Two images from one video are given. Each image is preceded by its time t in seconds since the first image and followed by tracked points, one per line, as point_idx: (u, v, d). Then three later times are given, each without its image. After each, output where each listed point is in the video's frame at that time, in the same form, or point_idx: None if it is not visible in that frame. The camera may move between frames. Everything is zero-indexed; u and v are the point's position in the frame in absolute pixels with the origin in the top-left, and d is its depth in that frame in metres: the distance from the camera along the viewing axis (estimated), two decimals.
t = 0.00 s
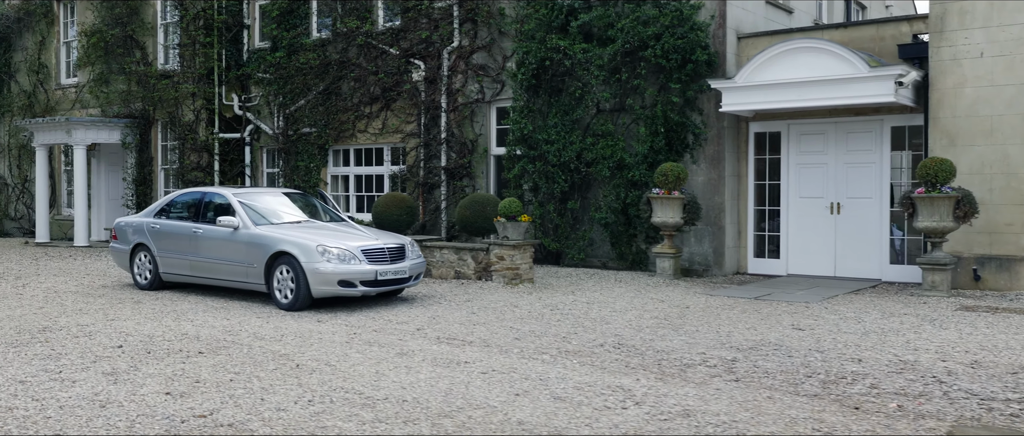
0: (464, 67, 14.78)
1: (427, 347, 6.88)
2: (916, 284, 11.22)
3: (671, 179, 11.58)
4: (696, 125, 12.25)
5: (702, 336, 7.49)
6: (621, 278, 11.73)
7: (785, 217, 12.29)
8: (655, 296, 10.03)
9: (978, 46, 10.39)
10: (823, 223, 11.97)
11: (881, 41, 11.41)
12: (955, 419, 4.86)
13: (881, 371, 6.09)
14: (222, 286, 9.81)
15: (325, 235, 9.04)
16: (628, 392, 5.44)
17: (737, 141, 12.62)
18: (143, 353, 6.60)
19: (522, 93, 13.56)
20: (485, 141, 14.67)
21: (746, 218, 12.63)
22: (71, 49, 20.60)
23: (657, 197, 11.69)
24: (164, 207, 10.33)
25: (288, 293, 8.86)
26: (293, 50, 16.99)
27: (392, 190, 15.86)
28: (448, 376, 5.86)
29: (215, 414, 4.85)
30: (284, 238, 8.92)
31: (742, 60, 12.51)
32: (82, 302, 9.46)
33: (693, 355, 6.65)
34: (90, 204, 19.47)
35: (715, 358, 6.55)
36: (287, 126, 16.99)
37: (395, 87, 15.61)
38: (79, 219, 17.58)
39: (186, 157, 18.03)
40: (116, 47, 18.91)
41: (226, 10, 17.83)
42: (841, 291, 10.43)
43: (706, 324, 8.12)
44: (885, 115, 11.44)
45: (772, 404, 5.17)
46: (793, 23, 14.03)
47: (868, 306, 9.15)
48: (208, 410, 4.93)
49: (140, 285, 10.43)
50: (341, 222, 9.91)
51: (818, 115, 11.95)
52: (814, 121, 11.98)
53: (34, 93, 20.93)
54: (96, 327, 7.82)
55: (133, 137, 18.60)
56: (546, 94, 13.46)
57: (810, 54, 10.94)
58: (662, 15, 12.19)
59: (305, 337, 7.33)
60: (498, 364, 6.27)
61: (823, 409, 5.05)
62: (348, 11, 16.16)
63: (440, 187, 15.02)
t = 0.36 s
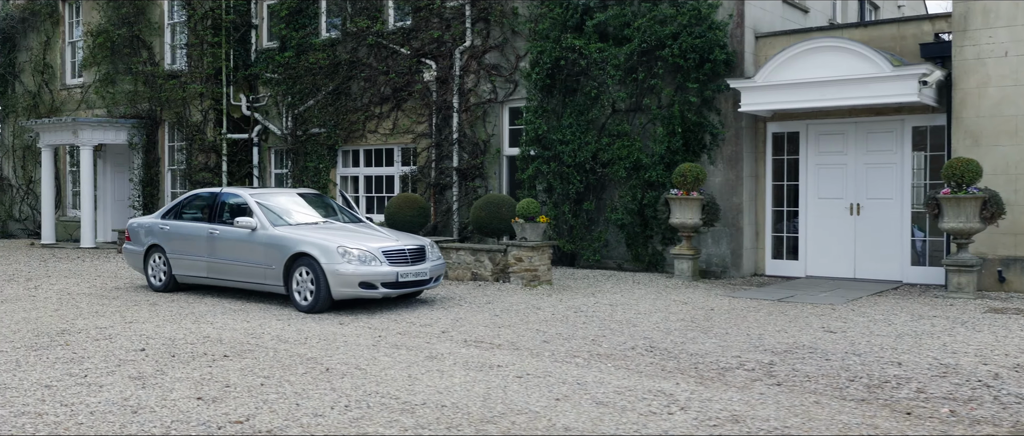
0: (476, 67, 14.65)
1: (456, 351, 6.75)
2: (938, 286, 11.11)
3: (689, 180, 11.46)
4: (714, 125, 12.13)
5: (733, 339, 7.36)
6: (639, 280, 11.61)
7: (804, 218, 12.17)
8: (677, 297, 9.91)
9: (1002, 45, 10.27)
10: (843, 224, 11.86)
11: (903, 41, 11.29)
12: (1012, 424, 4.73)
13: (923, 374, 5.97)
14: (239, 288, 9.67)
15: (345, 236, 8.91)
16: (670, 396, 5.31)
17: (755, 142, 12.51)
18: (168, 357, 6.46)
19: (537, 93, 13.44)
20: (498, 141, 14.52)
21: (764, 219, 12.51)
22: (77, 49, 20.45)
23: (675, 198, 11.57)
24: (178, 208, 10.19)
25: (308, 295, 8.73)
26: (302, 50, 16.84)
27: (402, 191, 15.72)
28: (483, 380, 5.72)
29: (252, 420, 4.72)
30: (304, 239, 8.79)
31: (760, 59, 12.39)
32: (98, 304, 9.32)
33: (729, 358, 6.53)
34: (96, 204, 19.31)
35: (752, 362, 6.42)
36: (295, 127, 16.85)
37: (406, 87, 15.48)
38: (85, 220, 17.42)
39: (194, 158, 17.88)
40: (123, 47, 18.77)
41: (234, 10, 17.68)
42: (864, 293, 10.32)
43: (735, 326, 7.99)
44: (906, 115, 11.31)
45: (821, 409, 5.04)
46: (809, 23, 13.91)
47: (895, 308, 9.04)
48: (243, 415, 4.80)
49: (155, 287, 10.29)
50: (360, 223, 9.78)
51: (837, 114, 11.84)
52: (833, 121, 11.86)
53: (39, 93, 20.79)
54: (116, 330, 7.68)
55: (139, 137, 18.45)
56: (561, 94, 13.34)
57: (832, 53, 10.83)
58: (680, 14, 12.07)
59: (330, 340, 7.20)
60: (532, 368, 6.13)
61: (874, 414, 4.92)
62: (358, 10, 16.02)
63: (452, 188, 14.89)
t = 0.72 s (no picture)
0: (490, 67, 14.52)
1: (487, 356, 6.61)
2: (962, 289, 10.97)
3: (709, 181, 11.33)
4: (734, 126, 12.00)
5: (767, 343, 7.22)
6: (658, 282, 11.48)
7: (824, 220, 12.04)
8: (701, 300, 9.78)
9: None
10: (864, 225, 11.73)
11: (926, 40, 11.17)
12: None
13: (970, 380, 5.83)
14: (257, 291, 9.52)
15: (366, 238, 8.77)
16: (717, 403, 5.18)
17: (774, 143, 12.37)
18: (195, 362, 6.32)
19: (553, 94, 13.30)
20: (512, 142, 14.38)
21: (784, 221, 12.37)
22: (83, 49, 20.31)
23: (696, 199, 11.44)
24: (194, 209, 10.04)
25: (329, 299, 8.59)
26: (312, 50, 16.70)
27: (414, 192, 15.58)
28: (522, 387, 5.58)
29: (292, 429, 4.58)
30: (325, 241, 8.65)
31: (780, 59, 12.26)
32: (114, 307, 9.18)
33: (767, 363, 6.39)
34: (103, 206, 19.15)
35: (791, 367, 6.28)
36: (305, 127, 16.72)
37: (418, 87, 15.34)
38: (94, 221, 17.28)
39: (203, 159, 17.74)
40: (131, 47, 18.62)
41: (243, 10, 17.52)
42: (890, 295, 10.18)
43: (766, 330, 7.86)
44: (929, 115, 11.19)
45: (873, 417, 4.91)
46: (827, 22, 13.77)
47: (924, 311, 8.90)
48: (282, 424, 4.66)
49: (171, 290, 10.16)
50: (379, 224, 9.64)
51: (859, 115, 11.71)
52: (855, 122, 11.74)
53: (45, 94, 20.64)
54: (137, 335, 7.54)
55: (147, 138, 18.30)
56: (577, 94, 13.20)
57: (856, 53, 10.72)
58: (699, 14, 11.94)
59: (357, 344, 7.06)
60: (568, 374, 6.00)
61: (929, 423, 4.79)
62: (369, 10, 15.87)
63: (465, 189, 14.75)
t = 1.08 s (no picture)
0: (504, 66, 14.40)
1: (520, 358, 6.47)
2: (987, 290, 10.84)
3: (730, 180, 11.20)
4: (754, 125, 11.85)
5: (802, 345, 7.09)
6: (679, 282, 11.34)
7: (845, 220, 11.90)
8: (726, 301, 9.65)
9: None
10: (886, 226, 11.59)
11: (950, 38, 11.03)
12: None
13: (1019, 383, 5.70)
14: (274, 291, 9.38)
15: (389, 237, 8.64)
16: (766, 407, 5.04)
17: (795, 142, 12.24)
18: (222, 364, 6.17)
19: (569, 93, 13.18)
20: (527, 141, 14.25)
21: (804, 221, 12.22)
22: (90, 48, 20.18)
23: (717, 199, 11.31)
24: (208, 208, 9.83)
25: (352, 299, 8.46)
26: (322, 48, 16.56)
27: (427, 192, 15.45)
28: (561, 389, 5.44)
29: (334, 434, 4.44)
30: (347, 241, 8.52)
31: (800, 58, 12.13)
32: (131, 308, 9.03)
33: (808, 365, 6.25)
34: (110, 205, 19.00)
35: (833, 369, 6.15)
36: (316, 126, 16.59)
37: (431, 86, 15.21)
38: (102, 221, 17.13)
39: (212, 158, 17.61)
40: (139, 45, 18.49)
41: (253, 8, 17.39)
42: (917, 296, 10.05)
43: (797, 331, 7.72)
44: (953, 114, 11.06)
45: (929, 421, 4.78)
46: (845, 20, 13.64)
47: (955, 312, 8.77)
48: (324, 429, 4.52)
49: (186, 290, 9.97)
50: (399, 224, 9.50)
51: (881, 114, 11.58)
52: (877, 121, 11.61)
53: (51, 93, 20.50)
54: (159, 336, 7.39)
55: (156, 137, 18.16)
56: (593, 93, 13.07)
57: (880, 52, 10.61)
58: (719, 11, 11.81)
59: (386, 346, 6.91)
60: (607, 376, 5.86)
61: (987, 427, 4.65)
62: (381, 7, 15.75)
63: (479, 188, 14.61)
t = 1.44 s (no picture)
0: (517, 66, 14.27)
1: (551, 364, 6.33)
2: (1011, 293, 10.70)
3: (750, 182, 11.07)
4: (773, 126, 11.72)
5: (836, 350, 6.95)
6: (698, 285, 11.20)
7: (865, 222, 11.76)
8: (749, 304, 9.52)
9: None
10: (907, 228, 11.46)
11: (972, 38, 10.90)
12: None
13: None
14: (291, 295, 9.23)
15: (410, 240, 8.49)
16: (815, 416, 4.89)
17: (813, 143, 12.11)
18: (248, 371, 6.02)
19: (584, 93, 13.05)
20: (540, 142, 14.11)
21: (822, 223, 12.08)
22: (95, 48, 20.02)
23: (736, 200, 11.18)
24: (222, 211, 9.69)
25: (372, 303, 8.32)
26: (332, 48, 16.41)
27: (437, 193, 15.30)
28: (601, 397, 5.29)
29: None
30: (368, 243, 8.38)
31: (819, 58, 11.99)
32: (147, 311, 8.87)
33: (847, 372, 6.11)
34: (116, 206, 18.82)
35: (874, 375, 6.01)
36: (324, 127, 16.44)
37: (442, 86, 15.08)
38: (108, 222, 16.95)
39: (219, 159, 17.45)
40: (146, 45, 18.35)
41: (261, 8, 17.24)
42: (941, 299, 9.91)
43: (829, 336, 7.59)
44: (976, 115, 10.93)
45: (985, 430, 4.64)
46: (862, 21, 13.52)
47: (984, 316, 8.63)
48: None
49: (199, 294, 9.81)
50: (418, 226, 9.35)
51: (902, 115, 11.45)
52: (897, 122, 11.48)
53: (56, 93, 20.33)
54: (178, 340, 7.24)
55: (162, 137, 18.00)
56: (608, 93, 12.94)
57: (903, 52, 10.49)
58: (738, 11, 11.69)
59: (413, 351, 6.77)
60: (645, 383, 5.72)
61: None
62: (392, 7, 15.61)
63: (491, 190, 14.46)
